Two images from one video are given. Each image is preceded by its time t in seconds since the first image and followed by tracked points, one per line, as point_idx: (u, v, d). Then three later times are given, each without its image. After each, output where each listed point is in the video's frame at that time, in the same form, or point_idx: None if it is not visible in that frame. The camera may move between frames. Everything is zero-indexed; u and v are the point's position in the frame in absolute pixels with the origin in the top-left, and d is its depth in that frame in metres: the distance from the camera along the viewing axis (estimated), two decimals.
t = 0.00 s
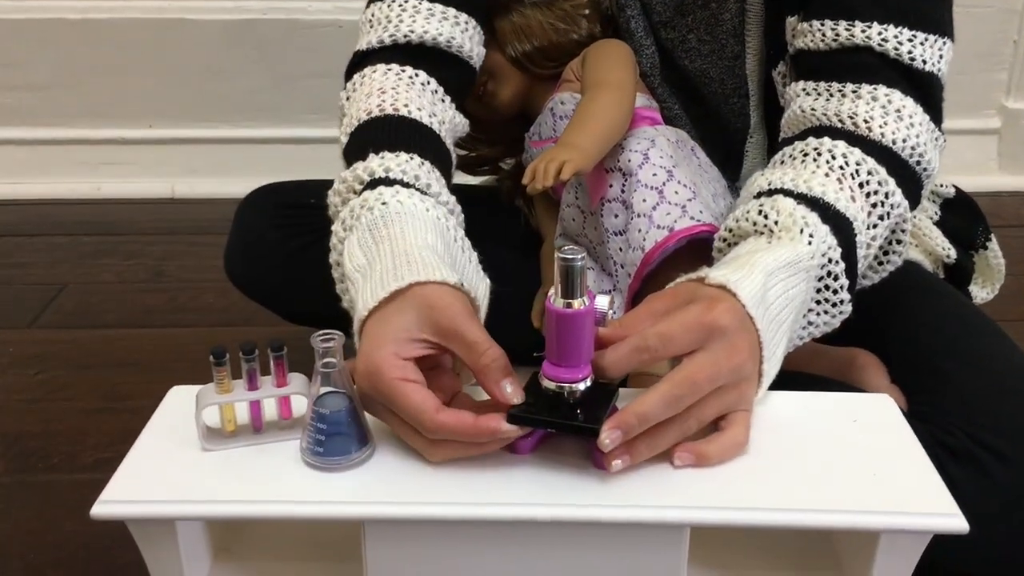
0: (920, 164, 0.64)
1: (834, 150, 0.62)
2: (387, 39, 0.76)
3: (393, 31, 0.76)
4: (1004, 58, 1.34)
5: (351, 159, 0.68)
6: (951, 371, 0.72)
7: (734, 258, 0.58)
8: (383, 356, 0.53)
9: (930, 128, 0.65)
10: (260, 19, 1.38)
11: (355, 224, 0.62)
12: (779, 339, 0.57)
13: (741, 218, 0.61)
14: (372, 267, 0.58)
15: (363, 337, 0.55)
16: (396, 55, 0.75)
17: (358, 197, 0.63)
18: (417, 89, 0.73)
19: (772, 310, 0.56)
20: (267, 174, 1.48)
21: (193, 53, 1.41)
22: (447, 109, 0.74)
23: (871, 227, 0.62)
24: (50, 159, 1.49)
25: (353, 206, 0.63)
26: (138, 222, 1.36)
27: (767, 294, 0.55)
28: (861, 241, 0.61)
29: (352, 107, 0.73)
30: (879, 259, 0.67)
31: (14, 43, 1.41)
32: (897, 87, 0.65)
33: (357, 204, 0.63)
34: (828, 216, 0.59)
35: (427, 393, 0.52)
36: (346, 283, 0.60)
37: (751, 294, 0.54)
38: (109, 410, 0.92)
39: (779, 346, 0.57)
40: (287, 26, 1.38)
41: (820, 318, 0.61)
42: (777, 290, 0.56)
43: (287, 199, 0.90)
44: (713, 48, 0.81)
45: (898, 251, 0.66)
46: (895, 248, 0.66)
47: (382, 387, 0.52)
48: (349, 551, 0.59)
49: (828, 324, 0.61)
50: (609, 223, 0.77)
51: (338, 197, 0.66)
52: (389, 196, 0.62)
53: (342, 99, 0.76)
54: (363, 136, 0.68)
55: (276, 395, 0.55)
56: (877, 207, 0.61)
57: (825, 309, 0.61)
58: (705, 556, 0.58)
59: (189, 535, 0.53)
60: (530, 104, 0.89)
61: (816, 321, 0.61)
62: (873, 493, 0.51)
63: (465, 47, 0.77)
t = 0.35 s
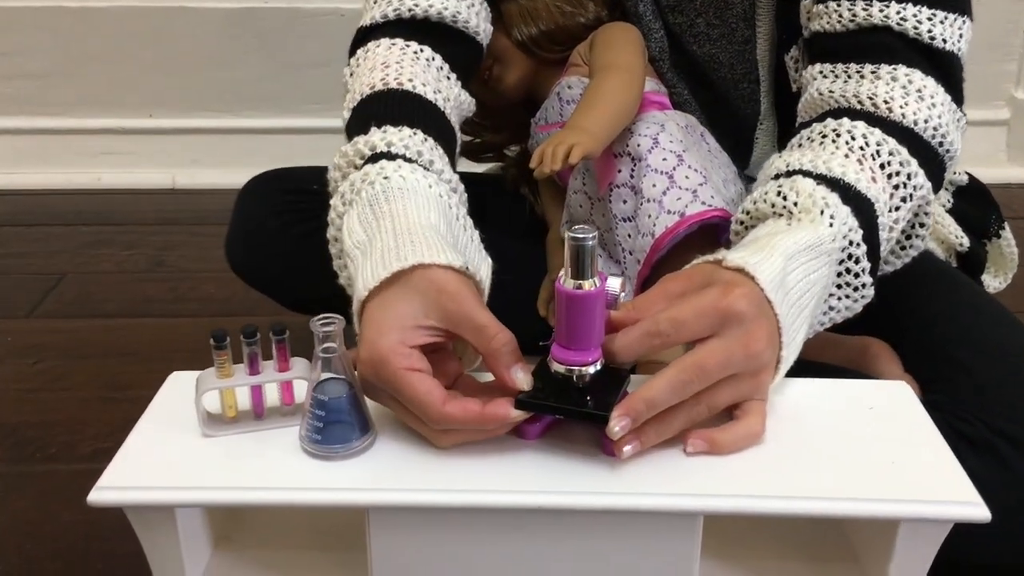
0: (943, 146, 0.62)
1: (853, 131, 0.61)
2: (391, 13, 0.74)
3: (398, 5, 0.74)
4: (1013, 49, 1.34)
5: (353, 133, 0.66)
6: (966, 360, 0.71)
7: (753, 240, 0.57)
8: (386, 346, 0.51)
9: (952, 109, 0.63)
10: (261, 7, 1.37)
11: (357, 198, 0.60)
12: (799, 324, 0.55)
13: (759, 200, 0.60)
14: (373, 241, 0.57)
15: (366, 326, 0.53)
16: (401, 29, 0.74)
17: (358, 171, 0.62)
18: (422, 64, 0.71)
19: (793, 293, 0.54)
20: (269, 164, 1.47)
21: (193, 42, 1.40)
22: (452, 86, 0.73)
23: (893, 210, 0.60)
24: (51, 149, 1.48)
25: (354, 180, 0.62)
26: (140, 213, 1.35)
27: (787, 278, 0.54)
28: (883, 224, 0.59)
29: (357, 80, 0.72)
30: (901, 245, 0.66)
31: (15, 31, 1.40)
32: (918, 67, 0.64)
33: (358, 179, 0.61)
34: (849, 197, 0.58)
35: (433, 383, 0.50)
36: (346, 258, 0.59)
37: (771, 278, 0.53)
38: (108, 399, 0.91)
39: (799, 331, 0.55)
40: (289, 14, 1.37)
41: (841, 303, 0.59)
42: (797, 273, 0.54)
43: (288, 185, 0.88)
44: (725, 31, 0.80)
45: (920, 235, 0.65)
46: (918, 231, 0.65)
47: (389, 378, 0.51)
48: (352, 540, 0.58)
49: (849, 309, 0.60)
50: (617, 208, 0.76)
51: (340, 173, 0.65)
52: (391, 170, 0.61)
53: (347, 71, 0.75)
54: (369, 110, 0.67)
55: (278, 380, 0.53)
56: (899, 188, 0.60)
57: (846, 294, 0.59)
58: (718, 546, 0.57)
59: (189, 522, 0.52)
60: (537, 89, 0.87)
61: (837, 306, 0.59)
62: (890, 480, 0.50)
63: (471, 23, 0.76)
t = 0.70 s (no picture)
0: (966, 129, 0.61)
1: (874, 114, 0.59)
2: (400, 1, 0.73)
3: None
4: None
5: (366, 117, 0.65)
6: (988, 351, 0.69)
7: (772, 226, 0.55)
8: (399, 328, 0.50)
9: (975, 91, 0.62)
10: None
11: (374, 178, 0.59)
12: (820, 312, 0.54)
13: (778, 185, 0.59)
14: (390, 220, 0.55)
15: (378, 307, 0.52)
16: (410, 15, 0.72)
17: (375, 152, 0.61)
18: (433, 49, 0.70)
19: (814, 281, 0.53)
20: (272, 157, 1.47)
21: (194, 35, 1.39)
22: (464, 72, 0.71)
23: (916, 195, 0.58)
24: (52, 142, 1.48)
25: (371, 161, 0.61)
26: (143, 206, 1.34)
27: (807, 264, 0.52)
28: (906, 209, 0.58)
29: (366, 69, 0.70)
30: (922, 232, 0.65)
31: (15, 23, 1.39)
32: (940, 48, 0.63)
33: (375, 159, 0.60)
34: (870, 180, 0.56)
35: (446, 367, 0.49)
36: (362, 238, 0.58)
37: (790, 264, 0.51)
38: (109, 391, 0.90)
39: (820, 319, 0.54)
40: (291, 5, 1.36)
41: (863, 291, 0.58)
42: (818, 260, 0.53)
43: (289, 173, 0.86)
44: (738, 17, 0.78)
45: (943, 221, 0.63)
46: (940, 218, 0.63)
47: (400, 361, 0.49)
48: (359, 532, 0.56)
49: (871, 297, 0.58)
50: (627, 196, 0.75)
51: (355, 154, 0.64)
52: (409, 150, 0.59)
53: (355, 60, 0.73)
54: (382, 93, 0.65)
55: (283, 367, 0.52)
56: (922, 173, 0.58)
57: (868, 281, 0.58)
58: (735, 538, 0.55)
59: (192, 513, 0.51)
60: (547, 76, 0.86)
61: (859, 294, 0.58)
62: (914, 469, 0.48)
63: (482, 9, 0.74)
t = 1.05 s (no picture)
0: (977, 133, 0.60)
1: (885, 119, 0.59)
2: (396, 17, 0.71)
3: (402, 10, 0.71)
4: None
5: (375, 120, 0.64)
6: (1001, 353, 0.68)
7: (782, 229, 0.55)
8: (410, 303, 0.49)
9: (985, 95, 0.61)
10: None
11: (391, 173, 0.59)
12: (829, 317, 0.53)
13: (787, 190, 0.58)
14: (410, 209, 0.54)
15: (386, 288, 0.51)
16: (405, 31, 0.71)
17: (392, 150, 0.60)
18: (433, 62, 0.70)
19: (823, 285, 0.53)
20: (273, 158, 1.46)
21: (195, 35, 1.38)
22: (464, 83, 0.71)
23: (926, 200, 0.58)
24: (52, 142, 1.47)
25: (384, 160, 0.60)
26: (144, 207, 1.34)
27: (816, 268, 0.52)
28: (915, 216, 0.57)
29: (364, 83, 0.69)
30: (934, 234, 0.64)
31: (16, 23, 1.39)
32: (951, 52, 0.62)
33: (390, 157, 0.60)
34: (882, 186, 0.56)
35: (450, 347, 0.49)
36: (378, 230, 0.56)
37: (800, 267, 0.51)
38: (110, 393, 0.89)
39: (829, 324, 0.53)
40: (292, 5, 1.35)
41: (873, 297, 0.57)
42: (827, 263, 0.52)
43: (294, 173, 0.86)
44: (744, 19, 0.78)
45: (953, 226, 0.63)
46: (951, 222, 0.63)
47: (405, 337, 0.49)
48: (363, 534, 0.56)
49: (881, 303, 0.57)
50: (630, 194, 0.74)
51: (365, 157, 0.63)
52: (429, 148, 0.59)
53: (353, 72, 0.72)
54: (391, 100, 0.65)
55: (286, 368, 0.52)
56: (933, 178, 0.58)
57: (879, 288, 0.57)
58: (746, 541, 0.54)
59: (195, 515, 0.50)
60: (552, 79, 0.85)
61: (868, 301, 0.57)
62: (928, 471, 0.47)
63: (478, 24, 0.73)
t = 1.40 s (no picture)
0: (969, 166, 0.60)
1: (877, 146, 0.59)
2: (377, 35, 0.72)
3: (384, 29, 0.72)
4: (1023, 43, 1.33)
5: (382, 131, 0.63)
6: (1003, 356, 0.68)
7: (766, 242, 0.55)
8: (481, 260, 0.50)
9: (977, 129, 0.61)
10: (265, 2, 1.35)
11: (406, 181, 0.58)
12: (821, 323, 0.53)
13: (773, 211, 0.58)
14: (434, 211, 0.54)
15: (457, 228, 0.52)
16: (387, 49, 0.72)
17: (400, 165, 0.60)
18: (415, 84, 0.70)
19: (808, 291, 0.52)
20: (274, 162, 1.46)
21: (195, 39, 1.38)
22: (446, 111, 0.71)
23: (917, 226, 0.57)
24: (52, 146, 1.47)
25: (395, 171, 0.59)
26: (144, 210, 1.34)
27: (798, 275, 0.52)
28: (907, 233, 0.57)
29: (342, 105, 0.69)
30: (925, 261, 0.63)
31: (16, 26, 1.39)
32: (945, 87, 0.61)
33: (403, 169, 0.59)
34: (863, 202, 0.56)
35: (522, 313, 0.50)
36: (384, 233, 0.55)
37: (779, 272, 0.51)
38: (110, 398, 0.89)
39: (821, 333, 0.53)
40: (293, 9, 1.35)
41: (869, 310, 0.56)
42: (810, 270, 0.52)
43: (298, 177, 0.85)
44: (738, 40, 0.77)
45: (942, 254, 0.62)
46: (940, 250, 0.62)
47: (480, 274, 0.50)
48: (364, 541, 0.55)
49: (876, 317, 0.57)
50: (627, 196, 0.73)
51: (366, 163, 0.61)
52: (439, 172, 0.60)
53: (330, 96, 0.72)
54: (394, 116, 0.65)
55: (289, 374, 0.51)
56: (924, 206, 0.58)
57: (873, 300, 0.56)
58: (750, 548, 0.54)
59: (196, 522, 0.50)
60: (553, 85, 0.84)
61: (864, 313, 0.56)
62: (935, 478, 0.47)
63: (457, 49, 0.73)
